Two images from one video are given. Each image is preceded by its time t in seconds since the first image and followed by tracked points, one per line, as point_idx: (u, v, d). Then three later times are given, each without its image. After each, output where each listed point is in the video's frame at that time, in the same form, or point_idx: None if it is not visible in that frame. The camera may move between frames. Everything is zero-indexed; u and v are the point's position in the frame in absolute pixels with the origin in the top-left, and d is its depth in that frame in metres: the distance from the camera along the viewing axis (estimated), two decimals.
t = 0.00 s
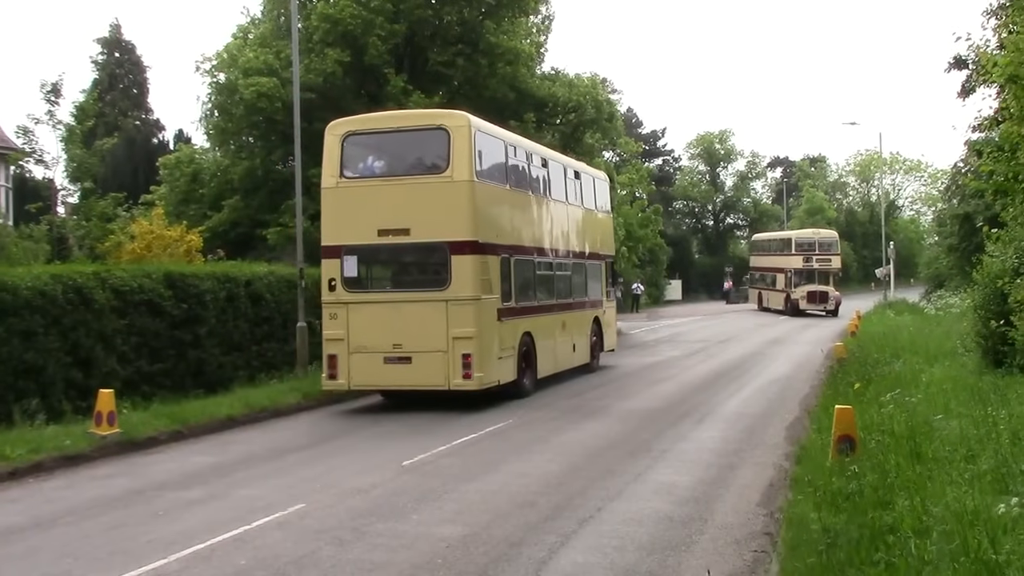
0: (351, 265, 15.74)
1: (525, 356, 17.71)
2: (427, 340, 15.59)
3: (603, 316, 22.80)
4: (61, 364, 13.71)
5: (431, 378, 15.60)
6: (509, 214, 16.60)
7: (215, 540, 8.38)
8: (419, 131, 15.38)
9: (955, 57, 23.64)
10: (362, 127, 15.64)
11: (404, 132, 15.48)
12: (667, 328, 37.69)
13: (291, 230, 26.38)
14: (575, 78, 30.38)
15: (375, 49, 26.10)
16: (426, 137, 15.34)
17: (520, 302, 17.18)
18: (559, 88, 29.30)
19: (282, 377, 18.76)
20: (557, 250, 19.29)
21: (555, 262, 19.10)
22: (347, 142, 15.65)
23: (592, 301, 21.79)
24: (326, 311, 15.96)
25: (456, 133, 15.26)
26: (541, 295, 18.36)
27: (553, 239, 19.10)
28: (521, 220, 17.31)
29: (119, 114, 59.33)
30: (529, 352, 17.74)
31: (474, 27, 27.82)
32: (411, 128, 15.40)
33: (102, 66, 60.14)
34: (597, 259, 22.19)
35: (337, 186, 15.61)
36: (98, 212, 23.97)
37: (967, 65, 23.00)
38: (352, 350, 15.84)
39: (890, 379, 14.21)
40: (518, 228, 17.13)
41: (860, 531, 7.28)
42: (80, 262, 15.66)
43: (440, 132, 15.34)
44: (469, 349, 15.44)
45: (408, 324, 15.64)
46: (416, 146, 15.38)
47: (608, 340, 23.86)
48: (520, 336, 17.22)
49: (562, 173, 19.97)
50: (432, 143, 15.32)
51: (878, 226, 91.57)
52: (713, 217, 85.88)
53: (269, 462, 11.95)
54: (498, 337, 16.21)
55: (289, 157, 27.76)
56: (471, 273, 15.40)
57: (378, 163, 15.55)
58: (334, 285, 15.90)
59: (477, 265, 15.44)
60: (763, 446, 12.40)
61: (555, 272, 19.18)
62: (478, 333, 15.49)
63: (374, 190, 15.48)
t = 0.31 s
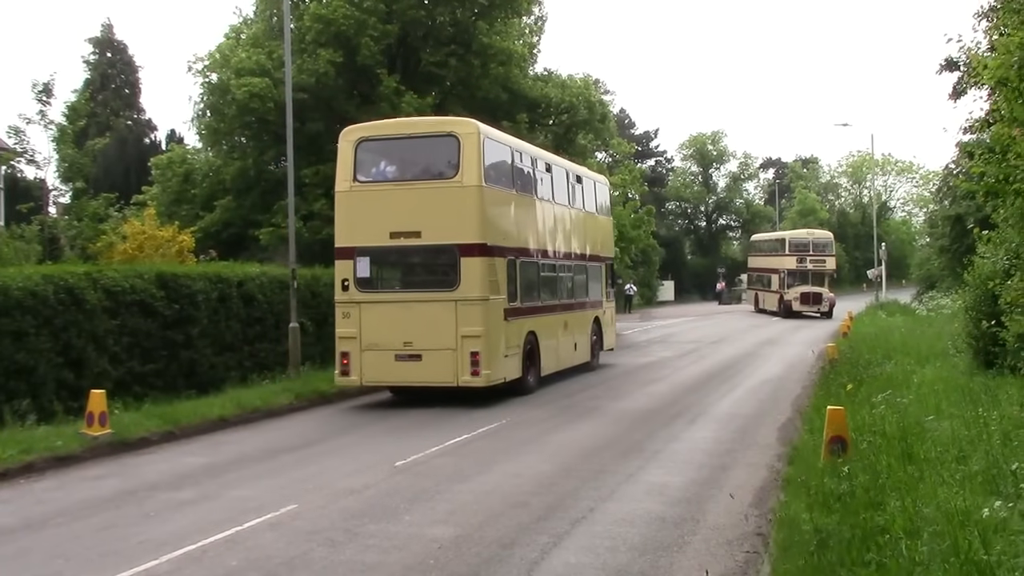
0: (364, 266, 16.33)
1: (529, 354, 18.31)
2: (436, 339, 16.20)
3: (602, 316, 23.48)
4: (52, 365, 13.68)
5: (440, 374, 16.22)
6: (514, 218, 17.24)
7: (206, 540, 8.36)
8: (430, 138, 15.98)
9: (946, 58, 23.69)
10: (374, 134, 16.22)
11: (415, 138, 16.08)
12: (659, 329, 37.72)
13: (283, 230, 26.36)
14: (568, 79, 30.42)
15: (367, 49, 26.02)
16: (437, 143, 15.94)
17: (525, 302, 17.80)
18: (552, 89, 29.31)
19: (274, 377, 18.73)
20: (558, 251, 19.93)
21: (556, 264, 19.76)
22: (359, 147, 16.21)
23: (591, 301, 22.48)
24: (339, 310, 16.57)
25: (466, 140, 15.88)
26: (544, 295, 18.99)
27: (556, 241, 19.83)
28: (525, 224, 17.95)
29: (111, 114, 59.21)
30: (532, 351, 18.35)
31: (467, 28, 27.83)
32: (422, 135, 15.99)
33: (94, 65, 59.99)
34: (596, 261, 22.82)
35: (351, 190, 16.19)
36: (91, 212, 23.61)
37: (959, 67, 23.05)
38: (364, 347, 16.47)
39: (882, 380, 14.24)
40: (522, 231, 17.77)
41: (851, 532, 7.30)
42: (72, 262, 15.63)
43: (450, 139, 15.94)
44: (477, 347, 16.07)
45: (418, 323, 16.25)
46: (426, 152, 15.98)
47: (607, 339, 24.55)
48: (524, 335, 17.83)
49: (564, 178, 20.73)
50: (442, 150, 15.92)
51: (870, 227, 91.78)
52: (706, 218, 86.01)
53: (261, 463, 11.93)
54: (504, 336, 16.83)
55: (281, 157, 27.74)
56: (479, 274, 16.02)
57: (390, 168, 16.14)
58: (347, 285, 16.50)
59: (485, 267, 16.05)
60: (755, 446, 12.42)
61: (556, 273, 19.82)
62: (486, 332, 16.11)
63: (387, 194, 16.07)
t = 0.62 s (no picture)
0: (375, 267, 16.84)
1: (534, 352, 18.81)
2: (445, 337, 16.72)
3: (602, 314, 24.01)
4: (43, 366, 13.64)
5: (449, 372, 16.73)
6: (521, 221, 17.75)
7: (198, 542, 8.35)
8: (439, 144, 16.46)
9: (937, 59, 23.72)
10: (385, 140, 16.73)
11: (424, 144, 16.58)
12: (652, 329, 37.73)
13: (275, 231, 26.31)
14: (560, 79, 30.45)
15: (359, 49, 25.95)
16: (446, 149, 16.42)
17: (530, 302, 18.31)
18: (544, 89, 29.32)
19: (266, 378, 18.69)
20: (561, 253, 20.47)
21: (559, 265, 20.28)
22: (371, 153, 16.76)
23: (591, 300, 22.98)
24: (351, 310, 17.09)
25: (473, 146, 16.33)
26: (548, 296, 19.51)
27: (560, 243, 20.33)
28: (530, 226, 18.48)
29: (102, 115, 59.06)
30: (537, 349, 18.85)
31: (459, 29, 27.82)
32: (432, 141, 16.48)
33: (85, 66, 59.84)
34: (596, 262, 23.37)
35: (363, 194, 16.71)
36: (82, 212, 23.40)
37: (950, 68, 23.09)
38: (375, 345, 16.98)
39: (874, 380, 14.28)
40: (528, 233, 18.28)
41: (842, 532, 7.32)
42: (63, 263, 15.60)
43: (458, 145, 16.41)
44: (485, 345, 16.60)
45: (428, 322, 16.77)
46: (435, 158, 16.47)
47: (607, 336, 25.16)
48: (529, 333, 18.33)
49: (567, 182, 21.23)
50: (451, 155, 16.40)
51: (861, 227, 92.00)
52: (698, 218, 86.15)
53: (253, 464, 11.91)
54: (511, 334, 17.34)
55: (273, 158, 27.71)
56: (487, 275, 16.52)
57: (400, 173, 16.64)
58: (359, 285, 17.02)
59: (492, 268, 16.55)
60: (747, 446, 12.44)
61: (559, 274, 20.34)
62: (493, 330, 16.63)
63: (398, 198, 16.57)
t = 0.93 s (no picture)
0: (386, 269, 17.80)
1: (534, 349, 19.80)
2: (452, 334, 17.72)
3: (598, 315, 24.86)
4: (25, 367, 13.57)
5: (456, 367, 17.74)
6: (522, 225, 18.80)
7: (181, 544, 8.31)
8: (447, 152, 17.43)
9: (920, 62, 23.81)
10: (396, 148, 17.65)
11: (432, 152, 17.51)
12: (637, 329, 37.76)
13: (260, 232, 26.23)
14: (546, 80, 30.50)
15: (345, 49, 25.87)
16: (454, 157, 17.40)
17: (530, 301, 19.31)
18: (530, 90, 29.37)
19: (251, 379, 18.64)
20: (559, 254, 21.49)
21: (557, 266, 21.28)
22: (382, 160, 17.65)
23: (587, 300, 23.96)
24: (363, 309, 18.03)
25: (480, 154, 17.33)
26: (547, 296, 20.52)
27: (557, 245, 21.32)
28: (531, 229, 19.53)
29: (86, 114, 58.74)
30: (537, 347, 19.85)
31: (445, 29, 27.82)
32: (440, 149, 17.43)
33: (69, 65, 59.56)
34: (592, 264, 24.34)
35: (374, 199, 17.64)
36: (66, 212, 22.27)
37: (932, 70, 23.22)
38: (385, 342, 17.95)
39: (857, 380, 14.36)
40: (529, 236, 19.32)
41: (826, 532, 7.35)
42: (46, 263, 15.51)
43: (465, 153, 17.39)
44: (490, 342, 17.63)
45: (436, 320, 17.76)
46: (443, 165, 17.44)
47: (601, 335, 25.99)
48: (530, 331, 19.34)
49: (564, 186, 22.21)
50: (459, 163, 17.38)
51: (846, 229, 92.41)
52: (684, 219, 86.38)
53: (237, 465, 11.88)
54: (514, 332, 18.35)
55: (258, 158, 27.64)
56: (492, 276, 17.55)
57: (410, 179, 17.58)
58: (371, 286, 17.96)
59: (497, 269, 17.57)
60: (731, 447, 12.51)
61: (558, 274, 21.33)
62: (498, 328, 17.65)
63: (408, 203, 17.53)
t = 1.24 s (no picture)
0: (396, 271, 18.70)
1: (536, 348, 20.71)
2: (460, 333, 18.63)
3: (596, 314, 25.73)
4: (13, 369, 13.51)
5: (464, 365, 18.66)
6: (525, 229, 19.72)
7: (169, 546, 8.28)
8: (453, 160, 18.35)
9: (907, 64, 23.92)
10: (404, 156, 18.56)
11: (439, 160, 18.44)
12: (627, 331, 37.79)
13: (249, 233, 26.18)
14: (535, 81, 30.52)
15: (334, 51, 25.82)
16: (460, 164, 18.32)
17: (533, 302, 20.22)
18: (519, 91, 29.38)
19: (240, 381, 18.61)
20: (559, 257, 22.43)
21: (558, 268, 22.21)
22: (392, 167, 18.58)
23: (586, 301, 24.90)
24: (374, 309, 18.91)
25: (484, 161, 18.24)
26: (548, 296, 21.44)
27: (557, 248, 22.20)
28: (533, 233, 20.45)
29: (74, 115, 58.43)
30: (539, 345, 20.76)
31: (434, 30, 27.81)
32: (446, 157, 18.34)
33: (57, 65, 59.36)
34: (590, 266, 25.23)
35: (384, 204, 18.57)
36: (54, 213, 22.21)
37: (920, 72, 23.30)
38: (395, 341, 18.84)
39: (846, 381, 14.39)
40: (531, 239, 20.25)
41: (814, 532, 7.38)
42: (34, 265, 15.45)
43: (471, 160, 18.31)
44: (496, 340, 18.55)
45: (444, 319, 18.67)
46: (450, 172, 18.36)
47: (598, 335, 26.76)
48: (533, 330, 20.25)
49: (563, 190, 23.07)
50: (464, 170, 18.31)
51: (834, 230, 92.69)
52: (673, 220, 86.53)
53: (226, 467, 11.85)
54: (518, 330, 19.26)
55: (248, 159, 27.58)
56: (497, 278, 18.46)
57: (418, 186, 18.49)
58: (381, 288, 18.84)
59: (502, 271, 18.49)
60: (720, 448, 12.53)
61: (558, 276, 22.24)
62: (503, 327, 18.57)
63: (417, 209, 18.46)
